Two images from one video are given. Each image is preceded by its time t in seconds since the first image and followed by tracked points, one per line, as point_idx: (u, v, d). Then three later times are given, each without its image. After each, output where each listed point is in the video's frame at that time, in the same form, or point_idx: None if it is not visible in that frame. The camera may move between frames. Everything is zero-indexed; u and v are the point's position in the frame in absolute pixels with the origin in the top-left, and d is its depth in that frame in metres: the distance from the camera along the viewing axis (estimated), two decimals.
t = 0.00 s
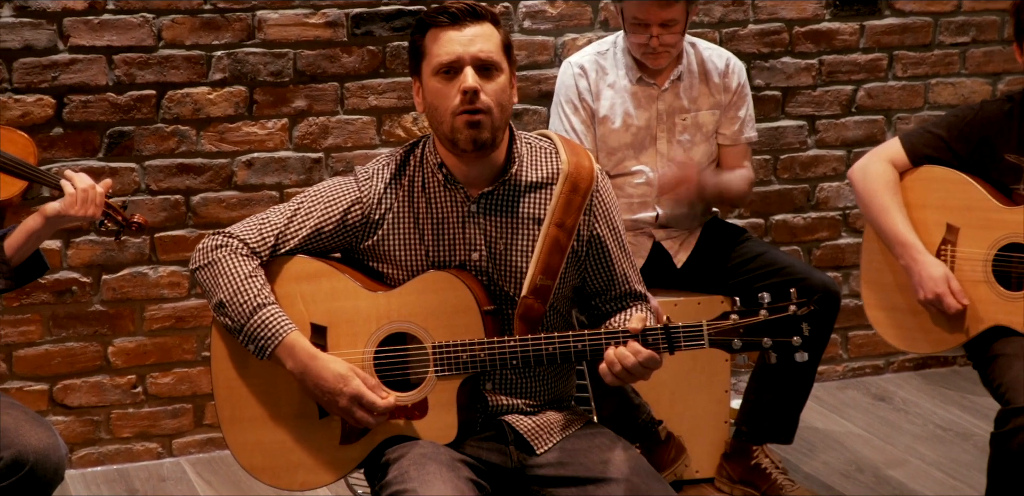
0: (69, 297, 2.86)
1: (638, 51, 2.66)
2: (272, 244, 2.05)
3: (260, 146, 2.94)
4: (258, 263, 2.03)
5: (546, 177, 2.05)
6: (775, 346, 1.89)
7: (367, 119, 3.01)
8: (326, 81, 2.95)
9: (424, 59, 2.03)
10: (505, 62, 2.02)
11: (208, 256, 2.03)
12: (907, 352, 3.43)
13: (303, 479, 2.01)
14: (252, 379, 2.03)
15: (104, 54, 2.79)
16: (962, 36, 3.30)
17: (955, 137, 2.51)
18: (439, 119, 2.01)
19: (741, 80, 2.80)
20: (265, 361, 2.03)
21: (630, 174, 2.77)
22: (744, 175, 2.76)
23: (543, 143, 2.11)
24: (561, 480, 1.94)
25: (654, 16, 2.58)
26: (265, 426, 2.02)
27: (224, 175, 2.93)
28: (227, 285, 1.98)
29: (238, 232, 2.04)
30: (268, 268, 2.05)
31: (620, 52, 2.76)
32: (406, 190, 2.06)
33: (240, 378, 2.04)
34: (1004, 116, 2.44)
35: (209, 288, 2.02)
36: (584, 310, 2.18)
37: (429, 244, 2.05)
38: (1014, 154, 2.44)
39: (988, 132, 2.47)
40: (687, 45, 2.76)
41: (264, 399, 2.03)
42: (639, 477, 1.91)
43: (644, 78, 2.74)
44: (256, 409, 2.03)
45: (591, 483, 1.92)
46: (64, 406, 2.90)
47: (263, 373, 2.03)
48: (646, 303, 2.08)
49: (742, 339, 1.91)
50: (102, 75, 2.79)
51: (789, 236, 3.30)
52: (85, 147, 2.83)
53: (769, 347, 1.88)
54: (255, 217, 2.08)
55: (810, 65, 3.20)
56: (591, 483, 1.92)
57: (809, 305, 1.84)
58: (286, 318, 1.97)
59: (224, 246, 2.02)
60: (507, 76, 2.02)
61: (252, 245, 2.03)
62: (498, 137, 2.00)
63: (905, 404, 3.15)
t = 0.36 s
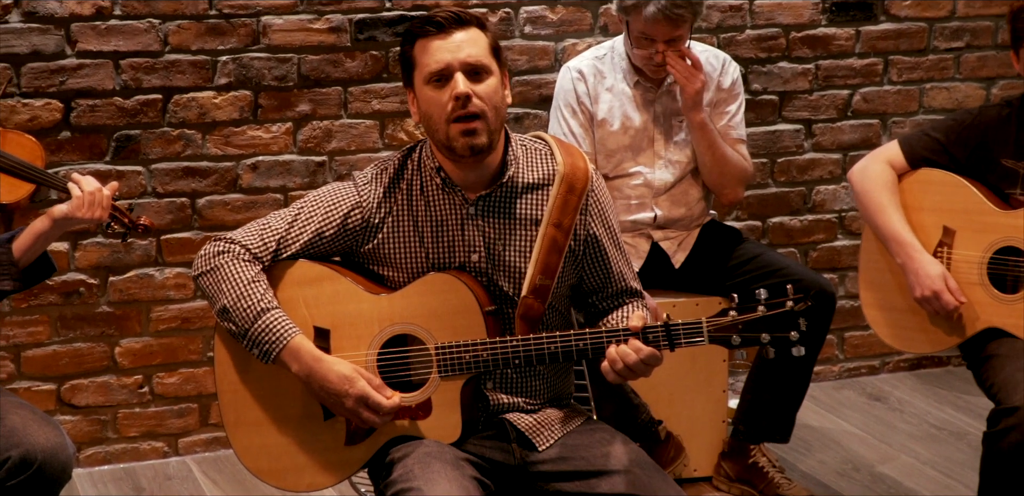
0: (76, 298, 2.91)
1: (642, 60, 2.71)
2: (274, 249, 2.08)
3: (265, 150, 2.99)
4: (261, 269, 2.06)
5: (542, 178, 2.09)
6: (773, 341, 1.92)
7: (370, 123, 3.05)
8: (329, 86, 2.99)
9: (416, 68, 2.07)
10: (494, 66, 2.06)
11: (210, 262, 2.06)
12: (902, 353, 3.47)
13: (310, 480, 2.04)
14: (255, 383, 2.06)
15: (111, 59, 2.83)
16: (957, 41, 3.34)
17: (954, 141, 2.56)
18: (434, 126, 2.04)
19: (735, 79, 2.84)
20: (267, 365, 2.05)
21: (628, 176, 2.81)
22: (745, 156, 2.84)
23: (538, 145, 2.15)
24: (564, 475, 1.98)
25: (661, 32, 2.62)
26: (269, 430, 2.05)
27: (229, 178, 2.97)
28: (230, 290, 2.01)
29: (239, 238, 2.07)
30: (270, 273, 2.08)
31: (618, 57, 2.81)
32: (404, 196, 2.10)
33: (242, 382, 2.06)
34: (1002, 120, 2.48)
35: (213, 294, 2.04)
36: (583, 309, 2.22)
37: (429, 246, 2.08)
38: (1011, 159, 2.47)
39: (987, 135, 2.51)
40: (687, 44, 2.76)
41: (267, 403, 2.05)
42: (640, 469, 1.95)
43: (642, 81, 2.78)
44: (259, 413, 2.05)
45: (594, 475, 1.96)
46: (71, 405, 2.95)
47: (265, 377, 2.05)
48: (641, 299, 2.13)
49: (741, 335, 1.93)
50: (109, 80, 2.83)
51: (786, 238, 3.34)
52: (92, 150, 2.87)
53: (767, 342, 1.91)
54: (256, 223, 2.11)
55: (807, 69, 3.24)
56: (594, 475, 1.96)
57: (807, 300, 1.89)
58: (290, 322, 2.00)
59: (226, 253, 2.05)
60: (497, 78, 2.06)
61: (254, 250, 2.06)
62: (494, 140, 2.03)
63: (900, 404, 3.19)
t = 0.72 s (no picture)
0: (83, 299, 2.95)
1: (642, 68, 2.76)
2: (273, 253, 2.10)
3: (269, 153, 3.03)
4: (260, 272, 2.08)
5: (536, 179, 2.10)
6: (764, 337, 1.90)
7: (373, 127, 3.10)
8: (333, 90, 3.04)
9: (409, 72, 2.09)
10: (486, 67, 2.07)
11: (211, 266, 2.08)
12: (898, 353, 3.52)
13: (312, 480, 2.05)
14: (255, 385, 2.08)
15: (118, 64, 2.87)
16: (951, 46, 3.38)
17: (972, 140, 2.54)
18: (428, 128, 2.05)
19: (732, 83, 2.89)
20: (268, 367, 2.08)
21: (628, 178, 2.85)
22: (741, 160, 2.87)
23: (532, 146, 2.16)
24: (561, 477, 1.98)
25: (661, 44, 2.67)
26: (271, 431, 2.07)
27: (234, 181, 3.02)
28: (230, 293, 2.03)
29: (239, 242, 2.09)
30: (270, 276, 2.10)
31: (617, 62, 2.85)
32: (400, 199, 2.11)
33: (243, 384, 2.08)
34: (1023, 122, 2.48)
35: (214, 298, 2.07)
36: (581, 308, 2.24)
37: (427, 248, 2.10)
38: None
39: (1004, 136, 2.52)
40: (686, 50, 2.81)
41: (268, 405, 2.07)
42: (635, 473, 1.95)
43: (642, 86, 2.82)
44: (261, 415, 2.07)
45: (591, 478, 1.96)
46: (79, 405, 2.99)
47: (265, 379, 2.07)
48: (638, 298, 2.13)
49: (732, 330, 1.91)
50: (116, 84, 2.88)
51: (783, 240, 3.38)
52: (99, 154, 2.91)
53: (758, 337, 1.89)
54: (257, 228, 2.13)
55: (804, 74, 3.29)
56: (590, 478, 1.96)
57: (797, 296, 1.86)
58: (288, 323, 2.01)
59: (226, 257, 2.07)
60: (490, 80, 2.07)
61: (253, 254, 2.08)
62: (487, 142, 2.04)
63: (896, 404, 3.23)
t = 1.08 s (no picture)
0: (90, 301, 2.99)
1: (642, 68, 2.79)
2: (276, 256, 2.14)
3: (273, 156, 3.07)
4: (263, 273, 2.12)
5: (532, 180, 2.12)
6: (759, 334, 1.89)
7: (376, 130, 3.14)
8: (336, 94, 3.08)
9: (406, 77, 2.12)
10: (482, 70, 2.10)
11: (214, 269, 2.12)
12: (893, 354, 3.56)
13: (317, 480, 2.09)
14: (261, 386, 2.11)
15: (125, 68, 2.91)
16: (946, 51, 3.43)
17: (987, 137, 2.55)
18: (426, 131, 2.08)
19: (727, 86, 2.93)
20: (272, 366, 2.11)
21: (627, 181, 2.89)
22: (738, 155, 2.91)
23: (529, 147, 2.18)
24: (561, 473, 2.01)
25: (666, 40, 2.71)
26: (276, 431, 2.10)
27: (239, 184, 3.06)
28: (233, 294, 2.07)
29: (242, 245, 2.13)
30: (273, 279, 2.14)
31: (615, 67, 2.89)
32: (400, 202, 2.15)
33: (249, 386, 2.12)
34: None
35: (217, 299, 2.10)
36: (580, 307, 2.25)
37: (427, 249, 2.14)
38: None
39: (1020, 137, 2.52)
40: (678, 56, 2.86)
41: (273, 406, 2.11)
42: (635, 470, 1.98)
43: (640, 91, 2.87)
44: (267, 415, 2.11)
45: (591, 475, 1.99)
46: (86, 404, 3.04)
47: (271, 380, 2.11)
48: (636, 297, 2.13)
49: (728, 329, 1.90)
50: (122, 89, 2.92)
51: (780, 242, 3.43)
52: (106, 157, 2.95)
53: (754, 335, 1.87)
54: (260, 232, 2.18)
55: (801, 78, 3.33)
56: (591, 475, 1.99)
57: (791, 294, 1.85)
58: (288, 321, 2.04)
59: (230, 259, 2.11)
60: (485, 84, 2.10)
61: (256, 256, 2.12)
62: (484, 143, 2.07)
63: (891, 404, 3.27)
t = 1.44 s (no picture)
0: (97, 302, 3.04)
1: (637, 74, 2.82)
2: (278, 259, 2.16)
3: (278, 160, 3.12)
4: (266, 277, 2.14)
5: (529, 182, 2.16)
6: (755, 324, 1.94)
7: (379, 134, 3.19)
8: (340, 99, 3.13)
9: (403, 85, 2.16)
10: (478, 78, 2.15)
11: (218, 272, 2.15)
12: (888, 354, 3.61)
13: (322, 479, 2.12)
14: (263, 388, 2.13)
15: (131, 73, 2.95)
16: (941, 56, 3.47)
17: (983, 141, 2.59)
18: (425, 139, 2.12)
19: (721, 86, 2.99)
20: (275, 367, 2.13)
21: (625, 185, 2.93)
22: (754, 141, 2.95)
23: (525, 150, 2.22)
24: (562, 466, 2.05)
25: (661, 51, 2.76)
26: (280, 431, 2.12)
27: (244, 187, 3.11)
28: (237, 298, 2.10)
29: (244, 248, 2.15)
30: (275, 281, 2.17)
31: (611, 73, 2.94)
32: (399, 205, 2.18)
33: (251, 388, 2.14)
34: None
35: (221, 303, 2.13)
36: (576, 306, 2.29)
37: (427, 251, 2.17)
38: None
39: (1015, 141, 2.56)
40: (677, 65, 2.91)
41: (276, 406, 2.13)
42: (635, 459, 2.03)
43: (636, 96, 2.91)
44: (270, 416, 2.13)
45: (592, 466, 2.03)
46: (93, 404, 3.08)
47: (273, 381, 2.13)
48: (631, 295, 2.18)
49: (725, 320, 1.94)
50: (129, 93, 2.96)
51: (777, 244, 3.47)
52: (113, 161, 3.00)
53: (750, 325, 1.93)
54: (261, 235, 2.20)
55: (798, 83, 3.37)
56: (592, 466, 2.03)
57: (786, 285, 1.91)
58: (294, 324, 2.07)
59: (233, 263, 2.14)
60: (481, 90, 2.15)
61: (259, 260, 2.15)
62: (481, 148, 2.12)
63: (887, 403, 3.32)
